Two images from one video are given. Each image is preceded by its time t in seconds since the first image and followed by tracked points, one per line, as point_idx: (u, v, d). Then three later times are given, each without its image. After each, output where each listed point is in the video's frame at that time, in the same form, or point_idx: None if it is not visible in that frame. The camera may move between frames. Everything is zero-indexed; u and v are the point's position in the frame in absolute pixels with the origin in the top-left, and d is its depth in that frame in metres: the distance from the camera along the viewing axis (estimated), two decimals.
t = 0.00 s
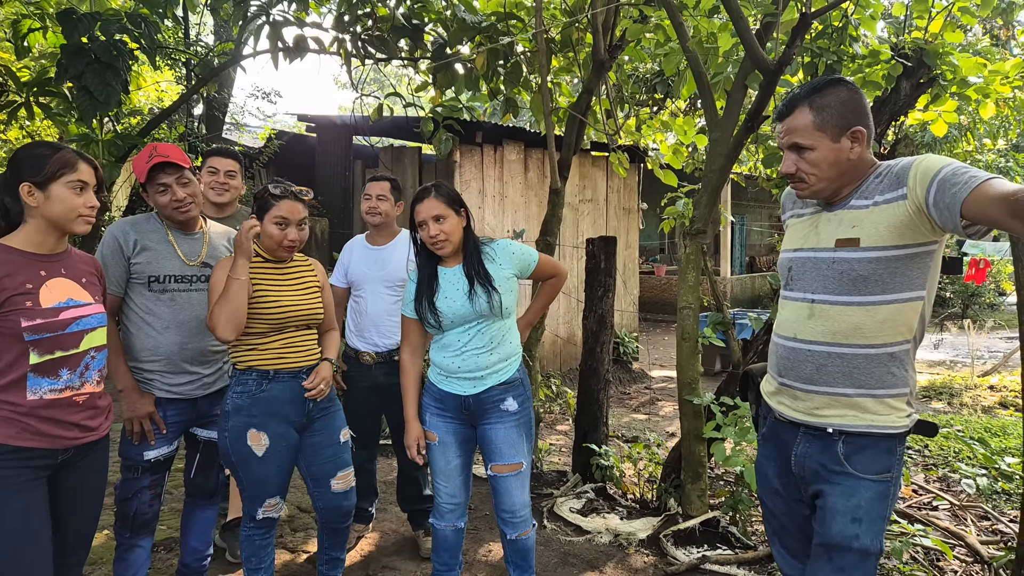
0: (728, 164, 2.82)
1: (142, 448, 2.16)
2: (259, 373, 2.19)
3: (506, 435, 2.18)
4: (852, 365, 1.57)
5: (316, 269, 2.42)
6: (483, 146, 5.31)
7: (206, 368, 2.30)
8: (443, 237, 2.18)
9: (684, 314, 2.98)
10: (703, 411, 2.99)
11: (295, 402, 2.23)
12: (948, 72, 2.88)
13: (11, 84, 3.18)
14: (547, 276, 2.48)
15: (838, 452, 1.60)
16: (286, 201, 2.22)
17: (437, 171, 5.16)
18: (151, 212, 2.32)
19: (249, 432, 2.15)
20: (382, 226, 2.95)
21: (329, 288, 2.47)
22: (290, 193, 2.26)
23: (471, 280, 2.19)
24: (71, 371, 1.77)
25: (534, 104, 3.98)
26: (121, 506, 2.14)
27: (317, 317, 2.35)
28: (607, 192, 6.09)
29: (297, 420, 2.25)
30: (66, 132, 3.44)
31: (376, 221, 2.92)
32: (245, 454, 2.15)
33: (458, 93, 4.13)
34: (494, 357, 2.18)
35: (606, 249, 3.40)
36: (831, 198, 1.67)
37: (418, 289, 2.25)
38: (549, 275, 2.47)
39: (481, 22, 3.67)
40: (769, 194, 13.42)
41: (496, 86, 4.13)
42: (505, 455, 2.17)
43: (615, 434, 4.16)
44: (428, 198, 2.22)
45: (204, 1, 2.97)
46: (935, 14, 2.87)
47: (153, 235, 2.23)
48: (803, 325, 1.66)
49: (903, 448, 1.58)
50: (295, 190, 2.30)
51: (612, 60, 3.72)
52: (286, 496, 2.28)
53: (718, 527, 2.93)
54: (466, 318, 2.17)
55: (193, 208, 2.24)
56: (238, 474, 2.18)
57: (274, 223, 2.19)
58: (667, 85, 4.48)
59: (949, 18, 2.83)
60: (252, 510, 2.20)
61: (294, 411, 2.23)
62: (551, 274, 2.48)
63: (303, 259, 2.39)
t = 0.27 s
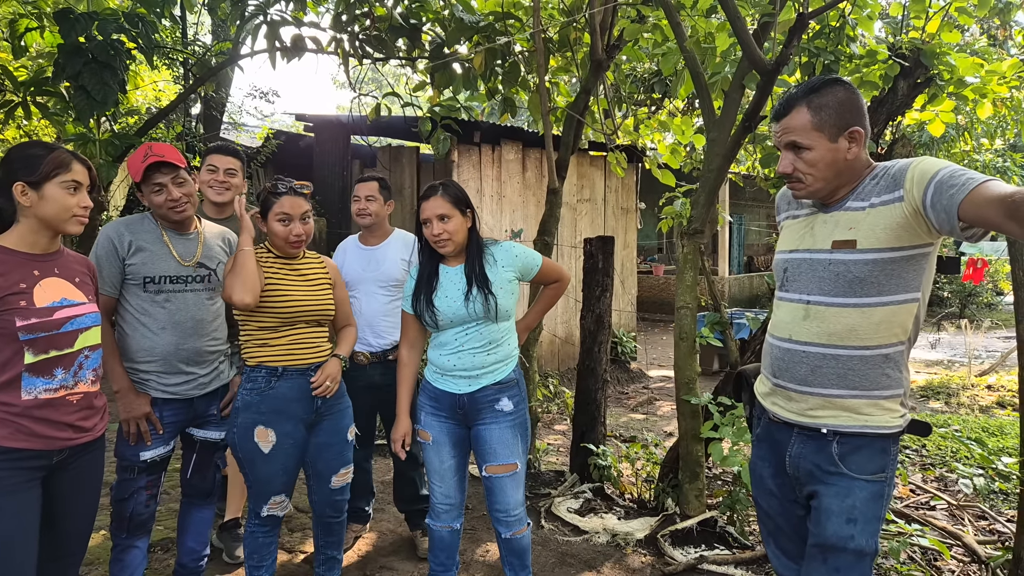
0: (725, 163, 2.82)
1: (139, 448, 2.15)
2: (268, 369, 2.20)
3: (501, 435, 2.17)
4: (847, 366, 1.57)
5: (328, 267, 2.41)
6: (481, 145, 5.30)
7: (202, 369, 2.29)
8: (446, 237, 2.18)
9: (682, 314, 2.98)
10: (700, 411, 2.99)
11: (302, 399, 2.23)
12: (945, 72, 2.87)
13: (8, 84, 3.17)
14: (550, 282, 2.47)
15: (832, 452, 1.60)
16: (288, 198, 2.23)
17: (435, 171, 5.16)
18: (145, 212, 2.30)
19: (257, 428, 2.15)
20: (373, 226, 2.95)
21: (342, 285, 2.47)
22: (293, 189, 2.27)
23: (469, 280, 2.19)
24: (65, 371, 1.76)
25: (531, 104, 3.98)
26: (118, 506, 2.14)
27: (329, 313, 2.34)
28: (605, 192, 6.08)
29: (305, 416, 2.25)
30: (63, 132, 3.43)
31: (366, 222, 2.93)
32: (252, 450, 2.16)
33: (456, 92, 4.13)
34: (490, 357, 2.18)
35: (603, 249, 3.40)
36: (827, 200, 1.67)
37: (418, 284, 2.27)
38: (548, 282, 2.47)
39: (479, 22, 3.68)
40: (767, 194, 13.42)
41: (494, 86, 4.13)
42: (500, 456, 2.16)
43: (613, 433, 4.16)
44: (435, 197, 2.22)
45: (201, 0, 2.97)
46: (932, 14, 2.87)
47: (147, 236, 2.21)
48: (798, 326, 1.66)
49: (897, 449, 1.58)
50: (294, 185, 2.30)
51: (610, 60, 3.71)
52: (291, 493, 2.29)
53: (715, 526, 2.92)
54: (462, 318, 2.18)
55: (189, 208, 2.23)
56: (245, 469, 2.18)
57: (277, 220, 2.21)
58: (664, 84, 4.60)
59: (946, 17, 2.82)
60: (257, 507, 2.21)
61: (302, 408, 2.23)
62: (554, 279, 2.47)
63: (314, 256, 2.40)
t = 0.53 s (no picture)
0: (724, 164, 2.82)
1: (137, 449, 2.15)
2: (277, 368, 2.23)
3: (508, 436, 2.18)
4: (844, 369, 1.57)
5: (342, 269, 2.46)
6: (480, 146, 5.31)
7: (200, 370, 2.29)
8: (453, 234, 2.19)
9: (681, 315, 2.98)
10: (699, 412, 2.98)
11: (310, 398, 2.26)
12: (944, 73, 2.87)
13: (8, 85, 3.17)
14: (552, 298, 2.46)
15: (829, 455, 1.60)
16: (300, 197, 2.28)
17: (434, 172, 5.16)
18: (143, 214, 2.30)
19: (265, 426, 2.19)
20: (370, 226, 2.96)
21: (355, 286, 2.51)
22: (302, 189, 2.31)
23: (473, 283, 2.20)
24: (59, 373, 1.76)
25: (530, 104, 3.97)
26: (116, 507, 2.14)
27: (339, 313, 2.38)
28: (604, 193, 6.08)
29: (313, 415, 2.27)
30: (63, 133, 3.43)
31: (362, 223, 2.94)
32: (260, 447, 2.19)
33: (455, 93, 4.13)
34: (495, 361, 2.18)
35: (602, 249, 3.40)
36: (826, 203, 1.67)
37: (422, 282, 2.28)
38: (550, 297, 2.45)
39: (478, 22, 3.68)
40: (766, 194, 13.42)
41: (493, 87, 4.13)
42: (505, 456, 2.17)
43: (612, 434, 4.16)
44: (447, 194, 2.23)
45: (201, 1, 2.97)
46: (932, 14, 2.87)
47: (145, 237, 2.21)
48: (796, 328, 1.66)
49: (893, 451, 1.58)
50: (305, 185, 2.35)
51: (609, 60, 3.71)
52: (298, 493, 2.29)
53: (714, 528, 2.92)
54: (466, 322, 2.18)
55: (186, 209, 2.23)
56: (252, 467, 2.21)
57: (288, 220, 2.26)
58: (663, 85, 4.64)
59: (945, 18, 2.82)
60: (264, 506, 2.22)
61: (309, 407, 2.25)
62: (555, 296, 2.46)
63: (328, 259, 2.45)
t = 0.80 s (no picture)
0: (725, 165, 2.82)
1: (138, 447, 2.14)
2: (284, 365, 2.26)
3: (506, 438, 2.17)
4: (845, 373, 1.56)
5: (353, 270, 2.46)
6: (480, 146, 5.30)
7: (201, 369, 2.28)
8: (460, 234, 2.18)
9: (681, 316, 2.97)
10: (699, 414, 2.98)
11: (315, 397, 2.27)
12: (948, 74, 2.89)
13: (10, 83, 3.17)
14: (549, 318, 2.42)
15: (828, 458, 1.59)
16: (311, 197, 2.31)
17: (434, 171, 5.15)
18: (144, 213, 2.29)
19: (269, 422, 2.20)
20: (371, 226, 2.96)
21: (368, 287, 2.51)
22: (310, 189, 2.35)
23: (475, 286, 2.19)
24: (58, 373, 1.75)
25: (531, 104, 3.96)
26: (117, 506, 2.12)
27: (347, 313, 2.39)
28: (604, 193, 6.07)
29: (316, 414, 2.28)
30: (64, 132, 3.43)
31: (363, 223, 2.94)
32: (264, 444, 2.20)
33: (455, 93, 4.12)
34: (494, 364, 2.17)
35: (602, 250, 3.39)
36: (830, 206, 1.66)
37: (427, 280, 2.29)
38: (548, 318, 2.41)
39: (479, 22, 3.67)
40: (766, 195, 13.42)
41: (493, 87, 4.12)
42: (503, 458, 2.16)
43: (612, 435, 4.15)
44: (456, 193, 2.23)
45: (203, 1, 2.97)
46: (934, 15, 2.86)
47: (146, 237, 2.20)
48: (796, 331, 1.65)
49: (893, 454, 1.57)
50: (314, 185, 2.38)
51: (610, 60, 3.71)
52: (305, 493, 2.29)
53: (713, 529, 2.91)
54: (465, 324, 2.17)
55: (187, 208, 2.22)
56: (257, 464, 2.23)
57: (295, 220, 2.29)
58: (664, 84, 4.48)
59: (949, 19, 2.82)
60: (270, 505, 2.22)
61: (314, 406, 2.27)
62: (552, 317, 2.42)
63: (341, 259, 2.45)
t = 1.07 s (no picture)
0: (731, 166, 2.81)
1: (148, 446, 2.15)
2: (293, 364, 2.30)
3: (508, 440, 2.17)
4: (851, 377, 1.55)
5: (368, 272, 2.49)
6: (484, 146, 5.30)
7: (210, 369, 2.29)
8: (473, 234, 2.18)
9: (686, 317, 2.96)
10: (703, 416, 2.96)
11: (322, 396, 2.29)
12: (956, 74, 2.83)
13: (21, 85, 3.20)
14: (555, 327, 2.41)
15: (834, 462, 1.58)
16: (325, 199, 2.34)
17: (439, 172, 5.16)
18: (153, 215, 2.30)
19: (278, 417, 2.24)
20: (380, 227, 2.96)
21: (383, 290, 2.52)
22: (324, 191, 2.38)
23: (482, 288, 2.19)
24: (67, 374, 1.76)
25: (535, 105, 3.96)
26: (127, 504, 2.14)
27: (358, 315, 2.42)
28: (609, 193, 6.06)
29: (324, 412, 2.30)
30: (74, 133, 3.46)
31: (372, 224, 2.94)
32: (275, 436, 2.24)
33: (460, 93, 4.12)
34: (496, 367, 2.16)
35: (607, 251, 3.38)
36: (836, 210, 1.65)
37: (435, 279, 2.29)
38: (552, 327, 2.40)
39: (484, 23, 3.66)
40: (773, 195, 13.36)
41: (498, 87, 4.12)
42: (505, 460, 2.16)
43: (616, 436, 4.15)
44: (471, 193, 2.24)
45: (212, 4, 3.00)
46: (944, 15, 2.84)
47: (155, 238, 2.21)
48: (802, 335, 1.64)
49: (899, 459, 1.56)
50: (328, 187, 2.41)
51: (615, 61, 3.70)
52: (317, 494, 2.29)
53: (718, 532, 2.90)
54: (470, 326, 2.17)
55: (195, 209, 2.22)
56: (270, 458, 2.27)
57: (310, 221, 2.33)
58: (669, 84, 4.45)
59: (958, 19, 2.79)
60: (282, 501, 2.24)
61: (320, 405, 2.28)
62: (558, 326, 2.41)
63: (356, 260, 2.49)
